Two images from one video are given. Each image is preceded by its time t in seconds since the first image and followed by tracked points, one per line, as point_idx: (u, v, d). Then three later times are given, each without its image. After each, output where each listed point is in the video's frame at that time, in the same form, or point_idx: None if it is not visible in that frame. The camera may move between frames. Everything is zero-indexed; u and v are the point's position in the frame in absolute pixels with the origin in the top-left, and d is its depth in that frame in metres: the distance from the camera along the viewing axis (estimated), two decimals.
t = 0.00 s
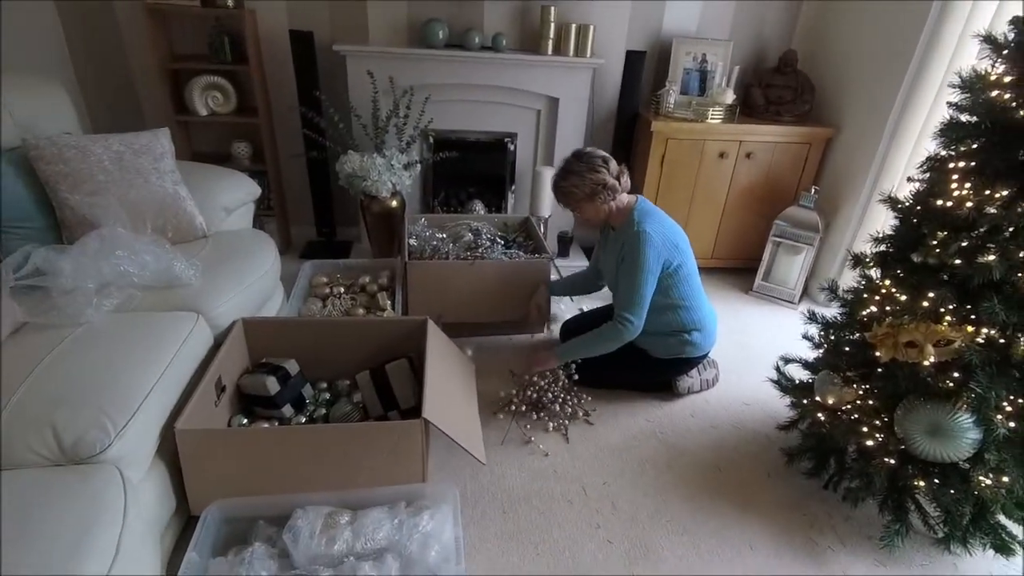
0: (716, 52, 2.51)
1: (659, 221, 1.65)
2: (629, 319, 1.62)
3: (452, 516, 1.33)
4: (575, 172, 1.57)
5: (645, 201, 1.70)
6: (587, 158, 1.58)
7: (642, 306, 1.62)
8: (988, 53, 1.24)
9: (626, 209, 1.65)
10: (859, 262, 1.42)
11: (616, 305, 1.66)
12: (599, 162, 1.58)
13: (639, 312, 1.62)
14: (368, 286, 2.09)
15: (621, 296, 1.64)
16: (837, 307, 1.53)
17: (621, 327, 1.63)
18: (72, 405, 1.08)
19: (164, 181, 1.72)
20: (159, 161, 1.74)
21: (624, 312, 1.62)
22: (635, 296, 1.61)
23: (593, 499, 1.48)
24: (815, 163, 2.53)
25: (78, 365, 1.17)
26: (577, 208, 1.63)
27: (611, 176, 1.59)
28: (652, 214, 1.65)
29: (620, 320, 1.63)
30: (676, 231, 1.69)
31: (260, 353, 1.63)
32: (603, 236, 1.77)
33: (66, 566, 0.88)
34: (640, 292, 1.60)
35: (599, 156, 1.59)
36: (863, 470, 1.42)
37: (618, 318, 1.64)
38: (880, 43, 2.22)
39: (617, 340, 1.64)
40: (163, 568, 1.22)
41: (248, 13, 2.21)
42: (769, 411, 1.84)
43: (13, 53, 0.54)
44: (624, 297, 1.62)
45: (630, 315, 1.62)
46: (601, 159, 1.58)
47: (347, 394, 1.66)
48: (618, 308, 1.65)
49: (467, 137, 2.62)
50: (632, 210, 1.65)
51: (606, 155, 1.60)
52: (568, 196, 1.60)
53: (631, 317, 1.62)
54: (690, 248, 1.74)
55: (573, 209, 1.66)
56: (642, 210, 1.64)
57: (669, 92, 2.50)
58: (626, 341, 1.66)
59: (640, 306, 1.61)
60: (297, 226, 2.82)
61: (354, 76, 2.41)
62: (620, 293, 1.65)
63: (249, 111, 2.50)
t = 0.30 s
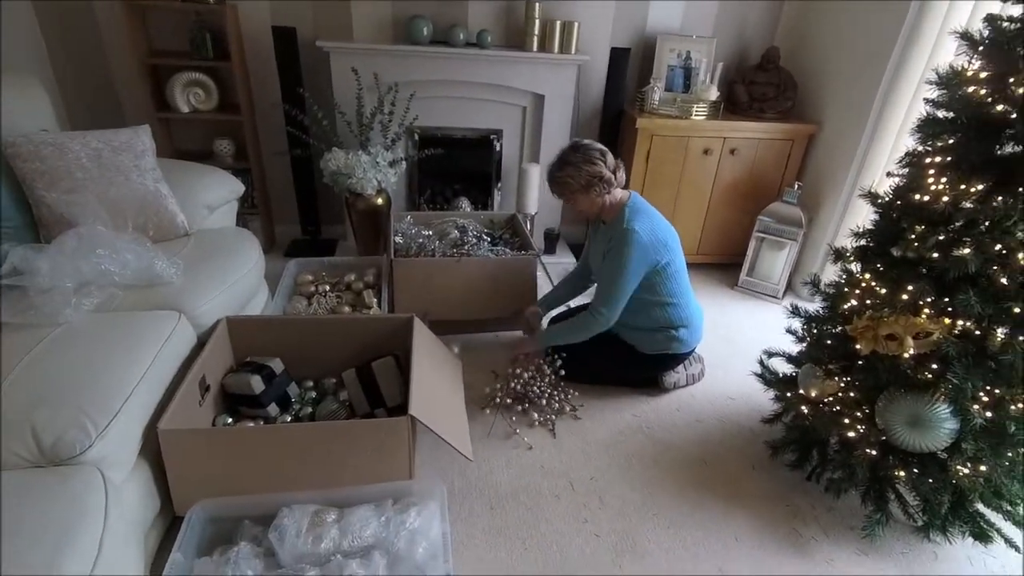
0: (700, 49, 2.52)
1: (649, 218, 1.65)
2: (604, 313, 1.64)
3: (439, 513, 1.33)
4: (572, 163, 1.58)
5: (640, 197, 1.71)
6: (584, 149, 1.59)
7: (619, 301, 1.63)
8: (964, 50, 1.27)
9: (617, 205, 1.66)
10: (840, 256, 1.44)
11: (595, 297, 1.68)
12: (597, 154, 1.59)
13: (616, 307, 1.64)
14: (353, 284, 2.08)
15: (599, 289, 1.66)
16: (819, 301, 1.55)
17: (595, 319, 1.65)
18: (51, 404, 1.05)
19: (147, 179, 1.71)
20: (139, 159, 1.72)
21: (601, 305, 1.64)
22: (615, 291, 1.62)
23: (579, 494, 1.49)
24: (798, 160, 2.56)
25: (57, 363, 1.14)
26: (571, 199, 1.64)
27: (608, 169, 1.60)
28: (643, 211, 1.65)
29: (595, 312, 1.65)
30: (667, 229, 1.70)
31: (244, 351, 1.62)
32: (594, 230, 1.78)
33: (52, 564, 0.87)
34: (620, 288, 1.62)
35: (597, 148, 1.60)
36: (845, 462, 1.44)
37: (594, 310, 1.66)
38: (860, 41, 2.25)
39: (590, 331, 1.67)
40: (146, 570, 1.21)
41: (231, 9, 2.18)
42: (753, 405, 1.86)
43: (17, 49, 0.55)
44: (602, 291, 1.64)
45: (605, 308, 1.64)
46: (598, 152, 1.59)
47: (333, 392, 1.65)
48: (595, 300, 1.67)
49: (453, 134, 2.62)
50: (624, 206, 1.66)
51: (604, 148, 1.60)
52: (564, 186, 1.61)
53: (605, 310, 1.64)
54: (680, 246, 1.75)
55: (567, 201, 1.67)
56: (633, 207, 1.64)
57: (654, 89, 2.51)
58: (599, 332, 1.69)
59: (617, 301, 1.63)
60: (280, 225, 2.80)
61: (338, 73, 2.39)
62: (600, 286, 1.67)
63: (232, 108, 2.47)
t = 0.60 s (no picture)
0: (684, 48, 2.54)
1: (625, 214, 1.66)
2: (587, 310, 1.65)
3: (427, 511, 1.33)
4: (547, 162, 1.58)
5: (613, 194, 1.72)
6: (559, 150, 1.59)
7: (601, 298, 1.64)
8: (941, 50, 1.29)
9: (594, 202, 1.66)
10: (822, 253, 1.46)
11: (577, 296, 1.69)
12: (572, 155, 1.59)
13: (598, 304, 1.65)
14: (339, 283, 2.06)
15: (580, 287, 1.66)
16: (802, 298, 1.57)
17: (579, 317, 1.66)
18: (31, 405, 1.04)
19: (127, 177, 1.68)
20: (120, 156, 1.70)
21: (583, 303, 1.65)
22: (595, 289, 1.63)
23: (566, 491, 1.50)
24: (781, 158, 2.59)
25: (38, 365, 1.13)
26: (547, 199, 1.64)
27: (584, 169, 1.61)
28: (619, 208, 1.66)
29: (579, 311, 1.66)
30: (642, 224, 1.71)
31: (228, 351, 1.60)
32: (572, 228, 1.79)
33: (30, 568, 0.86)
34: (601, 285, 1.63)
35: (572, 149, 1.60)
36: (827, 456, 1.46)
37: (577, 309, 1.67)
38: (841, 41, 2.28)
39: (575, 330, 1.68)
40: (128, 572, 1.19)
41: (213, 5, 2.16)
42: (738, 401, 1.88)
43: None
44: (584, 289, 1.65)
45: (588, 307, 1.65)
46: (573, 152, 1.60)
47: (319, 391, 1.64)
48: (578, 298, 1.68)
49: (439, 132, 2.61)
50: (600, 203, 1.67)
51: (579, 148, 1.61)
52: (540, 186, 1.61)
53: (588, 308, 1.65)
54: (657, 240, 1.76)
55: (544, 202, 1.67)
56: (609, 204, 1.65)
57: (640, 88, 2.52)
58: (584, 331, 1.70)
59: (599, 298, 1.64)
60: (264, 223, 2.77)
61: (322, 70, 2.37)
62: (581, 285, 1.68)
63: (214, 105, 2.44)
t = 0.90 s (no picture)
0: (677, 51, 2.55)
1: (620, 220, 1.67)
2: (580, 313, 1.69)
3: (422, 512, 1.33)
4: (538, 171, 1.60)
5: (611, 197, 1.72)
6: (549, 157, 1.61)
7: (594, 302, 1.67)
8: (931, 55, 1.31)
9: (588, 207, 1.67)
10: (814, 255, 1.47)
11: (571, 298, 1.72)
12: (562, 162, 1.61)
13: (591, 308, 1.68)
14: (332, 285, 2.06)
15: (574, 290, 1.69)
16: (794, 300, 1.59)
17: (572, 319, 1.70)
18: (22, 407, 1.03)
19: (119, 178, 1.66)
20: (111, 157, 1.68)
21: (577, 306, 1.69)
22: (588, 293, 1.66)
23: (561, 492, 1.50)
24: (773, 161, 2.61)
25: (30, 368, 1.13)
26: (541, 206, 1.66)
27: (575, 175, 1.62)
28: (614, 213, 1.67)
29: (572, 313, 1.70)
30: (638, 229, 1.72)
31: (221, 353, 1.59)
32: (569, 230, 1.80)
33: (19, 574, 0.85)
34: (593, 290, 1.66)
35: (563, 155, 1.61)
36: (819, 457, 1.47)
37: (570, 311, 1.70)
38: (832, 45, 2.30)
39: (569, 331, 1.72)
40: None
41: (205, 5, 2.15)
42: (731, 402, 1.89)
43: None
44: (577, 292, 1.68)
45: (581, 309, 1.68)
46: (563, 159, 1.61)
47: (313, 393, 1.63)
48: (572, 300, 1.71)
49: (433, 134, 2.60)
50: (596, 208, 1.68)
51: (569, 154, 1.62)
52: (531, 194, 1.64)
53: (581, 311, 1.68)
54: (653, 245, 1.76)
55: (539, 208, 1.70)
56: (604, 209, 1.67)
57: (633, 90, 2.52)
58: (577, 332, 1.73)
59: (592, 302, 1.67)
60: (257, 224, 2.76)
61: (315, 71, 2.37)
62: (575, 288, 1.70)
63: (206, 105, 2.43)
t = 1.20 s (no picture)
0: (683, 47, 2.55)
1: (628, 220, 1.68)
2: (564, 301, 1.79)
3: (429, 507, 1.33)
4: (558, 158, 1.70)
5: (633, 195, 1.73)
6: (572, 147, 1.69)
7: (579, 293, 1.76)
8: (942, 49, 1.30)
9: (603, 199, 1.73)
10: (823, 251, 1.46)
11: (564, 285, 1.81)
12: (585, 153, 1.68)
13: (575, 297, 1.78)
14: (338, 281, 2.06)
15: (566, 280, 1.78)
16: (802, 297, 1.58)
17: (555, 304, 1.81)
18: (28, 402, 1.03)
19: (127, 172, 1.66)
20: (119, 151, 1.68)
21: (563, 293, 1.79)
22: (574, 285, 1.75)
23: (567, 488, 1.50)
24: (780, 158, 2.60)
25: (39, 362, 1.13)
26: (560, 192, 1.76)
27: (595, 167, 1.69)
28: (624, 213, 1.69)
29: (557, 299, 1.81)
30: (652, 230, 1.72)
31: (229, 347, 1.59)
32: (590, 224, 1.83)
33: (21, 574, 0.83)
34: (580, 282, 1.74)
35: (587, 146, 1.69)
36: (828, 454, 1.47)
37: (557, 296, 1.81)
38: (840, 40, 2.29)
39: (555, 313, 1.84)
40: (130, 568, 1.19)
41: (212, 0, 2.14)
42: (737, 400, 1.89)
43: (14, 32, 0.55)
44: (566, 283, 1.77)
45: (567, 297, 1.79)
46: (585, 150, 1.68)
47: (319, 388, 1.63)
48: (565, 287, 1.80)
49: (438, 130, 2.60)
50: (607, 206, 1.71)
51: (594, 146, 1.69)
52: (551, 179, 1.74)
53: (565, 299, 1.79)
54: (666, 249, 1.75)
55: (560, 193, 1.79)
56: (617, 205, 1.69)
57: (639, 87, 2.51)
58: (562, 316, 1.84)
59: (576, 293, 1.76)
60: (262, 220, 2.76)
61: (322, 67, 2.36)
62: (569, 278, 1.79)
63: (212, 101, 2.43)
